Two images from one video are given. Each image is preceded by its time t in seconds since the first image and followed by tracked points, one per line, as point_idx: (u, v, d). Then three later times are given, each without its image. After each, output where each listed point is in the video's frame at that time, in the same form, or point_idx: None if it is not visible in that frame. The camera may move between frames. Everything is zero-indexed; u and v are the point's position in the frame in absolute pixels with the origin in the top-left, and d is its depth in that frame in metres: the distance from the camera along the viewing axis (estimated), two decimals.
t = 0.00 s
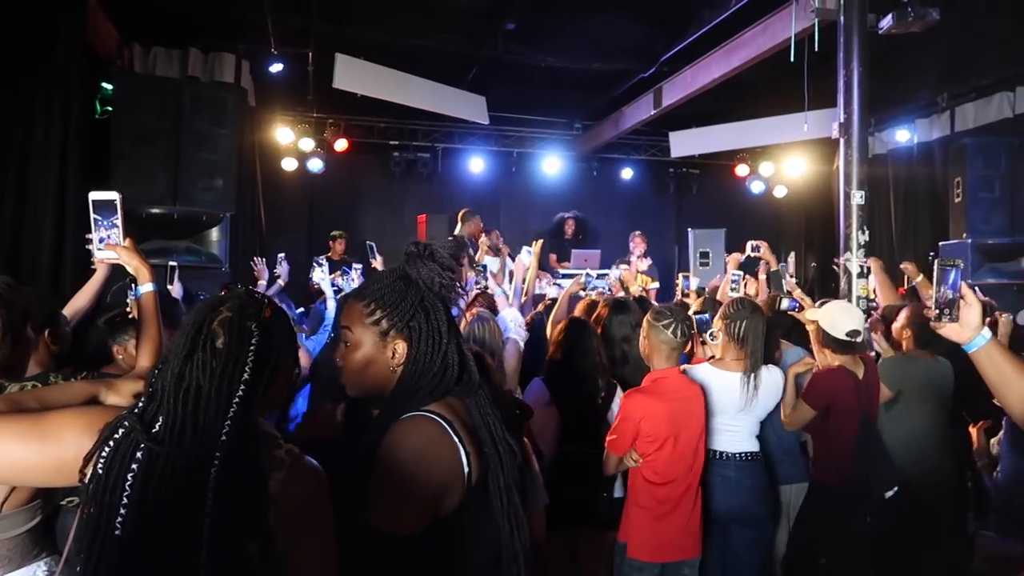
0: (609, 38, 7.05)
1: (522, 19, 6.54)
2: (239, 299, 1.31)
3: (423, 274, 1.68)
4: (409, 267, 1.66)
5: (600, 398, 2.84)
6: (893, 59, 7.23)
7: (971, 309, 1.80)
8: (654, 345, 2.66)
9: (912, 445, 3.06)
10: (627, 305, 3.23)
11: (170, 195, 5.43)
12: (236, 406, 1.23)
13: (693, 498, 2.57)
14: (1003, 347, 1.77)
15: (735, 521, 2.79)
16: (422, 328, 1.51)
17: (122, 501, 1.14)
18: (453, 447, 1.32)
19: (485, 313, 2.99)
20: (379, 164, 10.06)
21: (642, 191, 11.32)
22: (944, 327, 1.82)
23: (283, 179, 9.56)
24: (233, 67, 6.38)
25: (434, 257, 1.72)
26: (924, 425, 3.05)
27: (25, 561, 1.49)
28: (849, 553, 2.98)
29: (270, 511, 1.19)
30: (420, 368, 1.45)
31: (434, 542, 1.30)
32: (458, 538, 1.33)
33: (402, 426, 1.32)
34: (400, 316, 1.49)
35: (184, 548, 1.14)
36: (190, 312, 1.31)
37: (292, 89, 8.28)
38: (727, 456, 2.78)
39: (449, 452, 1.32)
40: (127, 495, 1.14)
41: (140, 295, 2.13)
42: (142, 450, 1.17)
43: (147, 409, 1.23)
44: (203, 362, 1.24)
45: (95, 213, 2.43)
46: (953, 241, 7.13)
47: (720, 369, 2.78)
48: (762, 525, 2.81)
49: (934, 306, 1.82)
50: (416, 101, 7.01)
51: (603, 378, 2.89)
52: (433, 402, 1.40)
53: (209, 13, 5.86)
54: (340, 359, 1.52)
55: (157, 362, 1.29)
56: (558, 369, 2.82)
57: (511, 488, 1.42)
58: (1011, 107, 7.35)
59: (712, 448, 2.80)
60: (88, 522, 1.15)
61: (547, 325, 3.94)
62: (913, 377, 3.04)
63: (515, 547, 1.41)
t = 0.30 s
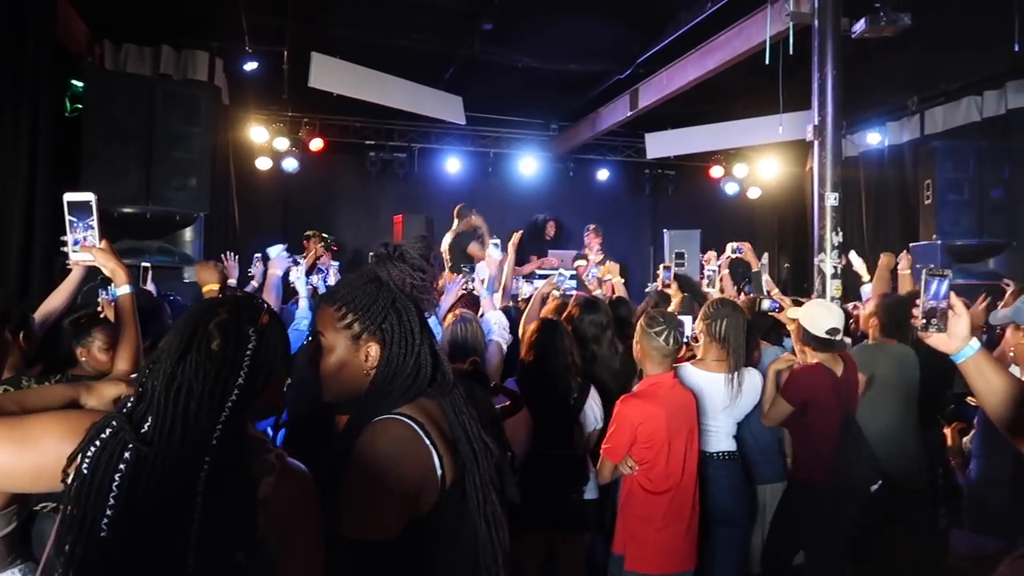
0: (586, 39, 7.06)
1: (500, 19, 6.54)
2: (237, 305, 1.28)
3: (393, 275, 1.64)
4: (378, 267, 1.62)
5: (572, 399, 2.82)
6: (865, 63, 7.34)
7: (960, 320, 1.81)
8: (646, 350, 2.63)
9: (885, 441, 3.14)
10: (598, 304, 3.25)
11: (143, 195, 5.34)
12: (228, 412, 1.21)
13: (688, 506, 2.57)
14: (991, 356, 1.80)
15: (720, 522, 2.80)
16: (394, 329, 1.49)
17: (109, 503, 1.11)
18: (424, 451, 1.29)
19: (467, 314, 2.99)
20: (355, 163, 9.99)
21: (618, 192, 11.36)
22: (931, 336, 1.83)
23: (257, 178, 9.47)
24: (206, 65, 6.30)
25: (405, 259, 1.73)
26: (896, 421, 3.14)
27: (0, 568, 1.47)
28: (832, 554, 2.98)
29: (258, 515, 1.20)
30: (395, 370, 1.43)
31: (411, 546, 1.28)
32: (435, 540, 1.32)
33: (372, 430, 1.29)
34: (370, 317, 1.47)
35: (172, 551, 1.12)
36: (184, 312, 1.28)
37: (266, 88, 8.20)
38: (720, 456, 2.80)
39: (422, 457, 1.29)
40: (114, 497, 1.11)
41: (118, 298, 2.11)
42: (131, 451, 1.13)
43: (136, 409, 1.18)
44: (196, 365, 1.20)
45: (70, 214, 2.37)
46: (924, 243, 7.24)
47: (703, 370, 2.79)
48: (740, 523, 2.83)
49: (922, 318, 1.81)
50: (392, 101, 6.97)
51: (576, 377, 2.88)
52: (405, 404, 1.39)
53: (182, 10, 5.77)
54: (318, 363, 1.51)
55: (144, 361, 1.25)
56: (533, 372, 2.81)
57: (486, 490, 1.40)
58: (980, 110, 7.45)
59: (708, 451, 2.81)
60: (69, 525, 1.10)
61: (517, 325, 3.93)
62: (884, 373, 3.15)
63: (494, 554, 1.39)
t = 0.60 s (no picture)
0: (555, 40, 7.08)
1: (469, 20, 6.53)
2: (214, 311, 1.24)
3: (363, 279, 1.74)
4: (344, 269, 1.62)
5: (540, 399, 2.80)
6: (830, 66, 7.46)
7: (927, 321, 1.84)
8: (619, 352, 2.60)
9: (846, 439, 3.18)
10: (557, 302, 3.26)
11: (105, 195, 5.24)
12: (204, 413, 1.16)
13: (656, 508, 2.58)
14: (956, 357, 1.84)
15: (690, 520, 2.81)
16: (360, 331, 1.47)
17: (75, 509, 1.07)
18: (387, 455, 1.27)
19: (440, 315, 2.97)
20: (323, 164, 9.90)
21: (587, 193, 11.40)
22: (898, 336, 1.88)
23: (223, 178, 9.34)
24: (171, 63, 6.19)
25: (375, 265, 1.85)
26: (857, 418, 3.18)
27: None
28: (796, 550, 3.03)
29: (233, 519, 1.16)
30: (357, 374, 1.42)
31: (376, 545, 1.27)
32: (402, 538, 1.30)
33: (333, 429, 1.28)
34: (334, 319, 1.46)
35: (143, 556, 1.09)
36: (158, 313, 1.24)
37: (233, 87, 8.09)
38: (690, 454, 2.82)
39: (384, 461, 1.26)
40: (81, 502, 1.08)
41: (85, 302, 2.07)
42: (98, 454, 1.10)
43: (104, 413, 1.16)
44: (172, 370, 1.17)
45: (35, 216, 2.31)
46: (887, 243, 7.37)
47: (671, 369, 2.81)
48: (710, 521, 2.84)
49: (891, 320, 1.86)
50: (361, 100, 6.92)
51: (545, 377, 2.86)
52: (367, 406, 1.36)
53: (146, 7, 5.66)
54: (283, 364, 1.51)
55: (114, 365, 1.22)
56: (500, 373, 2.81)
57: (451, 484, 1.41)
58: (939, 114, 7.93)
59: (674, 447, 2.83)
60: (32, 533, 1.08)
61: (484, 325, 3.91)
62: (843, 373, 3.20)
63: (462, 549, 1.42)
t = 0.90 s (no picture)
0: (529, 40, 7.09)
1: (443, 20, 6.51)
2: (177, 311, 1.22)
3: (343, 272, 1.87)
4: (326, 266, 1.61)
5: (514, 401, 2.81)
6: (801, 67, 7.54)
7: (892, 321, 1.86)
8: (575, 357, 2.66)
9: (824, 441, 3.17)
10: (522, 303, 3.28)
11: (73, 195, 5.14)
12: (172, 410, 1.15)
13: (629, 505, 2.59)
14: (921, 356, 1.86)
15: (658, 518, 2.81)
16: (345, 329, 1.49)
17: (35, 519, 1.03)
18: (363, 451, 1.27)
19: (412, 316, 2.96)
20: (296, 164, 9.81)
21: (562, 193, 11.42)
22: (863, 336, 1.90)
23: (193, 178, 9.20)
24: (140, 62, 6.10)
25: (355, 259, 1.95)
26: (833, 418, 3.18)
27: None
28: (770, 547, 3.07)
29: (199, 524, 1.14)
30: (339, 369, 1.43)
31: (353, 548, 1.26)
32: (378, 538, 1.30)
33: (306, 428, 1.27)
34: (321, 316, 1.46)
35: (106, 563, 1.06)
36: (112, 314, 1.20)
37: (203, 85, 7.98)
38: (659, 452, 2.83)
39: (359, 457, 1.26)
40: (40, 512, 1.04)
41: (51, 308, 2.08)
42: (59, 462, 1.06)
43: (61, 420, 1.11)
44: (136, 370, 1.14)
45: None
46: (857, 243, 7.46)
47: (642, 368, 2.82)
48: (685, 519, 2.85)
49: (857, 320, 1.87)
50: (335, 100, 6.88)
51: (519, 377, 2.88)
52: (340, 403, 1.35)
53: (114, 5, 5.57)
54: (253, 366, 1.45)
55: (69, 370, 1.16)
56: (475, 374, 2.80)
57: (423, 483, 1.41)
58: (906, 116, 8.07)
59: (645, 445, 2.85)
60: None
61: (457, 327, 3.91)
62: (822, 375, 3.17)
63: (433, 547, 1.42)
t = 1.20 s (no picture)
0: (516, 40, 7.10)
1: (429, 19, 6.50)
2: (145, 310, 1.19)
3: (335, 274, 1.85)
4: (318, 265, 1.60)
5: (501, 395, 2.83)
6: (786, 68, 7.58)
7: (872, 321, 1.86)
8: (558, 353, 2.69)
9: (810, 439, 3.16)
10: (504, 305, 3.29)
11: (56, 195, 5.10)
12: (149, 414, 1.13)
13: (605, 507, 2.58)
14: (899, 355, 1.88)
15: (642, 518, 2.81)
16: (333, 327, 1.47)
17: (12, 540, 1.03)
18: (345, 451, 1.26)
19: (388, 316, 2.95)
20: (282, 164, 9.75)
21: (550, 194, 11.42)
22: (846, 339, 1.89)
23: (178, 177, 9.13)
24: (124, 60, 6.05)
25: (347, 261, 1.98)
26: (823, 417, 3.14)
27: None
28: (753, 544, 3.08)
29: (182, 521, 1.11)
30: (324, 369, 1.41)
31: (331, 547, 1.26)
32: (359, 538, 1.30)
33: (288, 429, 1.26)
34: (309, 315, 1.45)
35: None
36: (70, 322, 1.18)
37: (188, 84, 7.93)
38: (645, 452, 2.83)
39: (339, 459, 1.24)
40: (17, 533, 1.03)
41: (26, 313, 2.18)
42: (34, 480, 1.06)
43: (32, 436, 1.10)
44: (109, 378, 1.12)
45: None
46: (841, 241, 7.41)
47: (623, 367, 2.83)
48: (671, 516, 2.85)
49: (838, 319, 1.85)
50: (321, 100, 6.85)
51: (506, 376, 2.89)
52: (327, 403, 1.34)
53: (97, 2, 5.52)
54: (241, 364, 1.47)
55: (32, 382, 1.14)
56: (464, 374, 2.81)
57: (406, 481, 1.41)
58: (891, 117, 8.14)
59: (625, 444, 2.85)
60: None
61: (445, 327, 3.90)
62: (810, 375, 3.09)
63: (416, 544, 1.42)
